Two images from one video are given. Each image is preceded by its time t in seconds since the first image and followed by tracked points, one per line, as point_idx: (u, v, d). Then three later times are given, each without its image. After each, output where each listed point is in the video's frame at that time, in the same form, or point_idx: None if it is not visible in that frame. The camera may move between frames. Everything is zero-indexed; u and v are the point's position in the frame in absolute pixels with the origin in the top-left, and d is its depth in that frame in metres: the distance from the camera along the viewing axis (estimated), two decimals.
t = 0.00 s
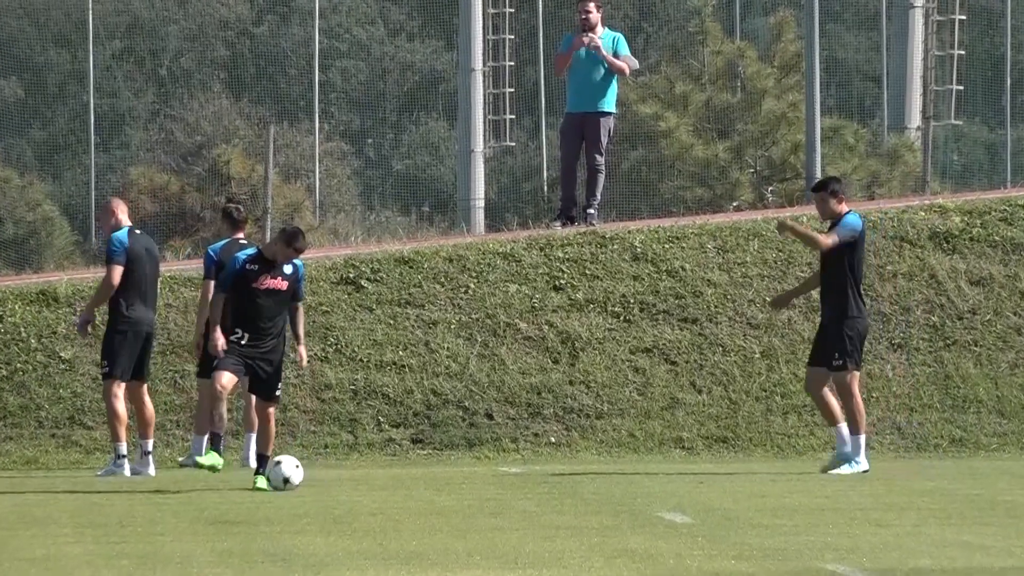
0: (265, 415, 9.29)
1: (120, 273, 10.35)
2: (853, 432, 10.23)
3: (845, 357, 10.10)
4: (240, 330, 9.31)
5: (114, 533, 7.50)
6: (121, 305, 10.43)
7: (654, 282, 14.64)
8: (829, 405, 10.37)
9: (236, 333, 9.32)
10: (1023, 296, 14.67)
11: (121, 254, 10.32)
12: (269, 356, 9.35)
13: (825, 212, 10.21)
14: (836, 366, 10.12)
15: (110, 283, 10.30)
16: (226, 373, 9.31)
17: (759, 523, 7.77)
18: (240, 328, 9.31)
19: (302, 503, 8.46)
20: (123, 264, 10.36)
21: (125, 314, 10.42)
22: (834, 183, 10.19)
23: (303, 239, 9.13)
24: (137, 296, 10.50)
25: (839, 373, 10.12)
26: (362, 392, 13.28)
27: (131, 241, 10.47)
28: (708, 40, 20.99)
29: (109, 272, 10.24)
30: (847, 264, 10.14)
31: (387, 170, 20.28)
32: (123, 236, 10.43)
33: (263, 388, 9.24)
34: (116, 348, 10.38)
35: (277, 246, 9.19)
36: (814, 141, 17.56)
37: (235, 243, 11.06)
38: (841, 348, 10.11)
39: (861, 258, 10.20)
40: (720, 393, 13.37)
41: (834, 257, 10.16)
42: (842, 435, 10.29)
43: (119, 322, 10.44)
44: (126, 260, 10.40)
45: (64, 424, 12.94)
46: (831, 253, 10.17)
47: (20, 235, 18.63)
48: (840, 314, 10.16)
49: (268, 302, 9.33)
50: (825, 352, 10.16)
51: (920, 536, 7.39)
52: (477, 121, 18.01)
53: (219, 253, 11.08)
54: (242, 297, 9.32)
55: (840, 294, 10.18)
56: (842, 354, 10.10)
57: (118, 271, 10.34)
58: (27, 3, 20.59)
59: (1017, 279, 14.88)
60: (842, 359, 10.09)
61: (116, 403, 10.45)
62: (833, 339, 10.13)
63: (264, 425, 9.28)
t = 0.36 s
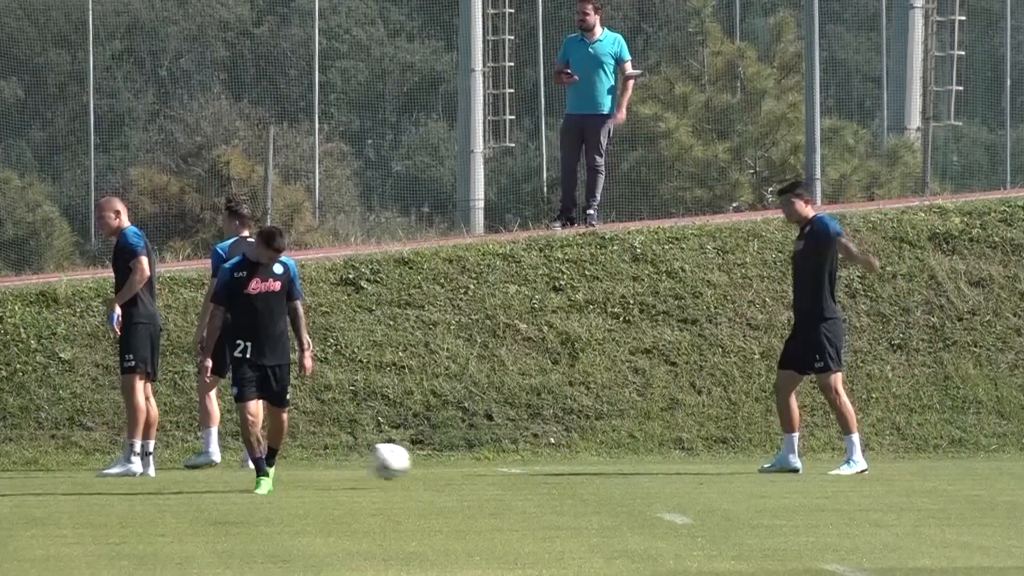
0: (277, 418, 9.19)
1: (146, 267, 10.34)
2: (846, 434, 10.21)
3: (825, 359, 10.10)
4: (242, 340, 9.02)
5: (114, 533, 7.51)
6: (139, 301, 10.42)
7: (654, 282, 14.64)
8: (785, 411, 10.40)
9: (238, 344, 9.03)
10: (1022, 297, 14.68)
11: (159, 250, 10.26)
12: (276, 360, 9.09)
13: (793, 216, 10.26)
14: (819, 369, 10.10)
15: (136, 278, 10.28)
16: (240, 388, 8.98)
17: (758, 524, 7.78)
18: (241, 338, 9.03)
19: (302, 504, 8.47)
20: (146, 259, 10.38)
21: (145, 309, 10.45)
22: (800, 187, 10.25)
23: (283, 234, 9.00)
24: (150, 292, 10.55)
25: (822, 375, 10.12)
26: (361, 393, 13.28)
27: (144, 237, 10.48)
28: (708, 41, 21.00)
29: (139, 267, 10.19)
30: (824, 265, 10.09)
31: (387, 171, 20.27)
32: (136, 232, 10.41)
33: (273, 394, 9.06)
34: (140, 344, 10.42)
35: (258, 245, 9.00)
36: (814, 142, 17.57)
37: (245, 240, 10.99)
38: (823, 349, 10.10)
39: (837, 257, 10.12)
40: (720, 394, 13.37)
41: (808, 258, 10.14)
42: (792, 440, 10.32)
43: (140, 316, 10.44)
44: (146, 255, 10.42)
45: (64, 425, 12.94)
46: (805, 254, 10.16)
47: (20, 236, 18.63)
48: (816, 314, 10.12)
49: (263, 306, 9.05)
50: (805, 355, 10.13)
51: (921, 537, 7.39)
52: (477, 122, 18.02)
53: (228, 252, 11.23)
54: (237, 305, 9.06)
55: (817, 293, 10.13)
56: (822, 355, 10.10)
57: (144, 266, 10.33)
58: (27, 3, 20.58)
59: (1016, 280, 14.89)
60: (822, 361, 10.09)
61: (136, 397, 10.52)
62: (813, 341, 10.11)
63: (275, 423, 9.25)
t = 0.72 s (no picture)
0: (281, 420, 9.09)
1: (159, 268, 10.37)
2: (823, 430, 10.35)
3: (799, 353, 10.08)
4: (242, 341, 9.02)
5: (114, 533, 7.51)
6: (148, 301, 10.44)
7: (654, 282, 14.64)
8: (777, 412, 10.36)
9: (239, 345, 9.03)
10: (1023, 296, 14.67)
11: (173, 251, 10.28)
12: (277, 358, 9.03)
13: (764, 216, 10.24)
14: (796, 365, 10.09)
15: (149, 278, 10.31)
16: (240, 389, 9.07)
17: (758, 524, 7.78)
18: (241, 339, 9.03)
19: (303, 505, 8.47)
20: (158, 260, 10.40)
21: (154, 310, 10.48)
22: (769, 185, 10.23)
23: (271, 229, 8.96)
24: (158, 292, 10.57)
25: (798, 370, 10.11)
26: (361, 393, 13.28)
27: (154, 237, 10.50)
28: (708, 41, 20.99)
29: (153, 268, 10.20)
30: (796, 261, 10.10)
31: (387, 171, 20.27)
32: (147, 233, 10.42)
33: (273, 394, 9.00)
34: (151, 345, 10.47)
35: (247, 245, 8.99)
36: (814, 142, 17.58)
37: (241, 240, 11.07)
38: (794, 344, 10.08)
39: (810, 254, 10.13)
40: (720, 394, 13.37)
41: (781, 256, 10.17)
42: (789, 441, 10.30)
43: (149, 316, 10.47)
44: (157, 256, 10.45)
45: (64, 425, 12.95)
46: (778, 253, 10.19)
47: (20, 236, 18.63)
48: (789, 310, 10.10)
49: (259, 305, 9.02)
50: (780, 352, 10.12)
51: (921, 537, 7.38)
52: (477, 122, 18.02)
53: (228, 254, 11.23)
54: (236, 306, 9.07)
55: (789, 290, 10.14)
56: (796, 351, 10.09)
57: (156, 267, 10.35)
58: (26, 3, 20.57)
59: (1016, 280, 14.88)
60: (796, 355, 10.07)
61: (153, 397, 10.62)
62: (786, 336, 10.09)
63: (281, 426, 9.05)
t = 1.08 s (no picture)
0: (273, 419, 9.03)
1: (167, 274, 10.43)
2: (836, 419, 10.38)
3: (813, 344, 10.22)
4: (232, 336, 9.06)
5: (114, 533, 7.51)
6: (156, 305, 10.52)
7: (654, 283, 14.65)
8: (773, 415, 10.31)
9: (230, 337, 9.10)
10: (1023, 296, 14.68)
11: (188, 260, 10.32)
12: (265, 356, 8.99)
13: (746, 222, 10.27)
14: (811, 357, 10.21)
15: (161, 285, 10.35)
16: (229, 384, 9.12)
17: (759, 524, 7.77)
18: (232, 334, 9.06)
19: (304, 505, 8.47)
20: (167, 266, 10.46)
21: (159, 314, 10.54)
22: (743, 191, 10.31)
23: (246, 218, 8.90)
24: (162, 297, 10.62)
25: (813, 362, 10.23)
26: (361, 394, 13.27)
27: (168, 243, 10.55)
28: (708, 41, 21.00)
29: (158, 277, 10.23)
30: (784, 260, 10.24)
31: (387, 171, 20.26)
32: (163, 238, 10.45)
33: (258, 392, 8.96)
34: (158, 348, 10.53)
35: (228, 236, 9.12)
36: (814, 143, 17.60)
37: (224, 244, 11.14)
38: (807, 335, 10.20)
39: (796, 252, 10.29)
40: (720, 394, 13.37)
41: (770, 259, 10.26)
42: (788, 442, 10.30)
43: (154, 320, 10.52)
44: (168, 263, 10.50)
45: (64, 425, 12.95)
46: (766, 256, 10.27)
47: (20, 235, 18.63)
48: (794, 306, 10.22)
49: (244, 301, 8.99)
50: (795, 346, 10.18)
51: (922, 537, 7.37)
52: (477, 122, 18.02)
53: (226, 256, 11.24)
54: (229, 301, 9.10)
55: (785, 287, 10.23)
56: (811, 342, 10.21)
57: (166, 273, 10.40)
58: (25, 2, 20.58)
59: (1016, 280, 14.88)
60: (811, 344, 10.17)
61: (166, 399, 10.66)
62: (795, 329, 10.17)
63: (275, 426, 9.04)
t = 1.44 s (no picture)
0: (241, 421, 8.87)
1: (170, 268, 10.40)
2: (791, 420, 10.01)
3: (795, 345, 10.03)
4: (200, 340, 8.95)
5: (115, 533, 7.51)
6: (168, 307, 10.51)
7: (654, 283, 14.66)
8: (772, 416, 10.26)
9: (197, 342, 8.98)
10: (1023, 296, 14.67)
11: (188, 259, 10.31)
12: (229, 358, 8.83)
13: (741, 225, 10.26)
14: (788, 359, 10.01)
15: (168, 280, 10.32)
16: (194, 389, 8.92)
17: (759, 524, 7.77)
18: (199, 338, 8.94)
19: (305, 505, 8.47)
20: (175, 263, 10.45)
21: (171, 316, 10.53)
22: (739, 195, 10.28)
23: (208, 216, 8.85)
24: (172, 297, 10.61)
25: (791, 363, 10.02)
26: (361, 394, 13.26)
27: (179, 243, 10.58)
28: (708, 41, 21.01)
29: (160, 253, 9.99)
30: (783, 262, 10.21)
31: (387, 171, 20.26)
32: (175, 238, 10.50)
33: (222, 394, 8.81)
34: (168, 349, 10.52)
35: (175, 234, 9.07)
36: (814, 142, 17.53)
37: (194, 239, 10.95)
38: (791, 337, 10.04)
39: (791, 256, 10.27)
40: (720, 394, 13.37)
41: (765, 262, 10.20)
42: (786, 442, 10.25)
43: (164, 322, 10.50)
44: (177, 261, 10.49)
45: (64, 425, 12.95)
46: (761, 259, 10.22)
47: (20, 235, 18.63)
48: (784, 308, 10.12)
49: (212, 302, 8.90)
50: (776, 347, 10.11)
51: (922, 537, 7.38)
52: (478, 122, 18.02)
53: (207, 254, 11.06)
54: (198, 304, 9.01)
55: (777, 289, 10.13)
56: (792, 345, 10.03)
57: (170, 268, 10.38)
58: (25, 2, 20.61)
59: (1016, 280, 14.88)
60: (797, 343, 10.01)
61: (176, 401, 10.67)
62: (785, 328, 10.05)
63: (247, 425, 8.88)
